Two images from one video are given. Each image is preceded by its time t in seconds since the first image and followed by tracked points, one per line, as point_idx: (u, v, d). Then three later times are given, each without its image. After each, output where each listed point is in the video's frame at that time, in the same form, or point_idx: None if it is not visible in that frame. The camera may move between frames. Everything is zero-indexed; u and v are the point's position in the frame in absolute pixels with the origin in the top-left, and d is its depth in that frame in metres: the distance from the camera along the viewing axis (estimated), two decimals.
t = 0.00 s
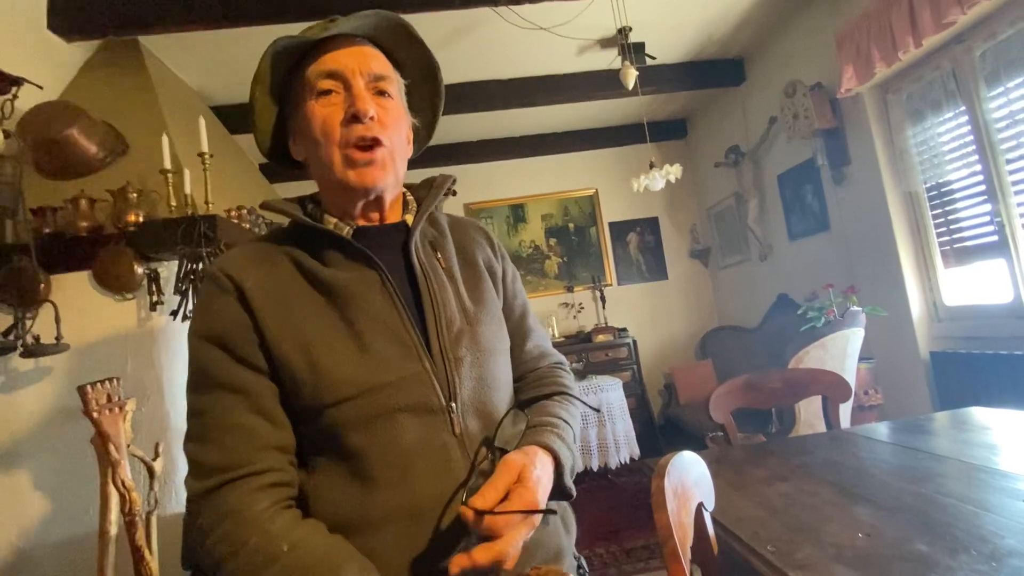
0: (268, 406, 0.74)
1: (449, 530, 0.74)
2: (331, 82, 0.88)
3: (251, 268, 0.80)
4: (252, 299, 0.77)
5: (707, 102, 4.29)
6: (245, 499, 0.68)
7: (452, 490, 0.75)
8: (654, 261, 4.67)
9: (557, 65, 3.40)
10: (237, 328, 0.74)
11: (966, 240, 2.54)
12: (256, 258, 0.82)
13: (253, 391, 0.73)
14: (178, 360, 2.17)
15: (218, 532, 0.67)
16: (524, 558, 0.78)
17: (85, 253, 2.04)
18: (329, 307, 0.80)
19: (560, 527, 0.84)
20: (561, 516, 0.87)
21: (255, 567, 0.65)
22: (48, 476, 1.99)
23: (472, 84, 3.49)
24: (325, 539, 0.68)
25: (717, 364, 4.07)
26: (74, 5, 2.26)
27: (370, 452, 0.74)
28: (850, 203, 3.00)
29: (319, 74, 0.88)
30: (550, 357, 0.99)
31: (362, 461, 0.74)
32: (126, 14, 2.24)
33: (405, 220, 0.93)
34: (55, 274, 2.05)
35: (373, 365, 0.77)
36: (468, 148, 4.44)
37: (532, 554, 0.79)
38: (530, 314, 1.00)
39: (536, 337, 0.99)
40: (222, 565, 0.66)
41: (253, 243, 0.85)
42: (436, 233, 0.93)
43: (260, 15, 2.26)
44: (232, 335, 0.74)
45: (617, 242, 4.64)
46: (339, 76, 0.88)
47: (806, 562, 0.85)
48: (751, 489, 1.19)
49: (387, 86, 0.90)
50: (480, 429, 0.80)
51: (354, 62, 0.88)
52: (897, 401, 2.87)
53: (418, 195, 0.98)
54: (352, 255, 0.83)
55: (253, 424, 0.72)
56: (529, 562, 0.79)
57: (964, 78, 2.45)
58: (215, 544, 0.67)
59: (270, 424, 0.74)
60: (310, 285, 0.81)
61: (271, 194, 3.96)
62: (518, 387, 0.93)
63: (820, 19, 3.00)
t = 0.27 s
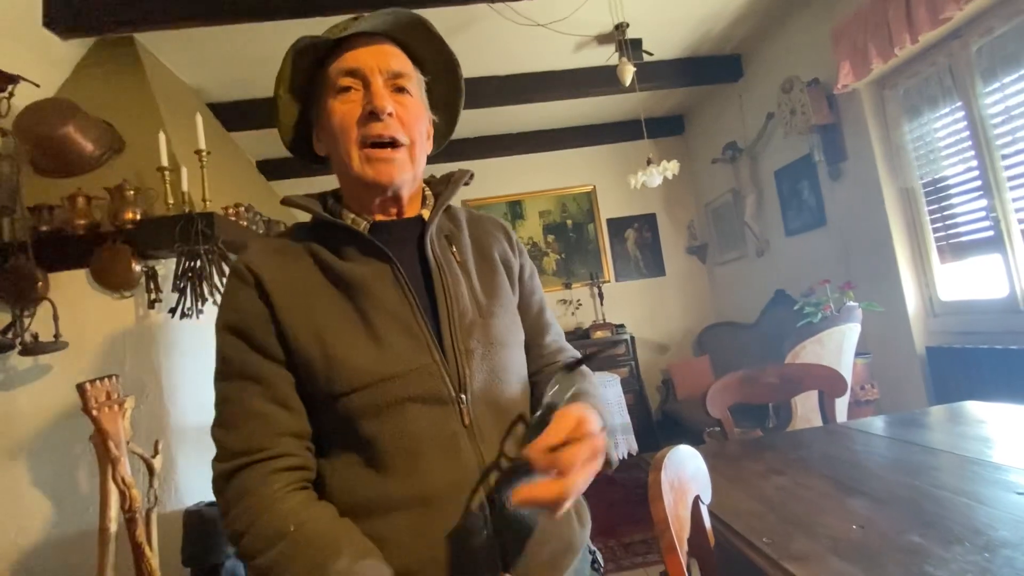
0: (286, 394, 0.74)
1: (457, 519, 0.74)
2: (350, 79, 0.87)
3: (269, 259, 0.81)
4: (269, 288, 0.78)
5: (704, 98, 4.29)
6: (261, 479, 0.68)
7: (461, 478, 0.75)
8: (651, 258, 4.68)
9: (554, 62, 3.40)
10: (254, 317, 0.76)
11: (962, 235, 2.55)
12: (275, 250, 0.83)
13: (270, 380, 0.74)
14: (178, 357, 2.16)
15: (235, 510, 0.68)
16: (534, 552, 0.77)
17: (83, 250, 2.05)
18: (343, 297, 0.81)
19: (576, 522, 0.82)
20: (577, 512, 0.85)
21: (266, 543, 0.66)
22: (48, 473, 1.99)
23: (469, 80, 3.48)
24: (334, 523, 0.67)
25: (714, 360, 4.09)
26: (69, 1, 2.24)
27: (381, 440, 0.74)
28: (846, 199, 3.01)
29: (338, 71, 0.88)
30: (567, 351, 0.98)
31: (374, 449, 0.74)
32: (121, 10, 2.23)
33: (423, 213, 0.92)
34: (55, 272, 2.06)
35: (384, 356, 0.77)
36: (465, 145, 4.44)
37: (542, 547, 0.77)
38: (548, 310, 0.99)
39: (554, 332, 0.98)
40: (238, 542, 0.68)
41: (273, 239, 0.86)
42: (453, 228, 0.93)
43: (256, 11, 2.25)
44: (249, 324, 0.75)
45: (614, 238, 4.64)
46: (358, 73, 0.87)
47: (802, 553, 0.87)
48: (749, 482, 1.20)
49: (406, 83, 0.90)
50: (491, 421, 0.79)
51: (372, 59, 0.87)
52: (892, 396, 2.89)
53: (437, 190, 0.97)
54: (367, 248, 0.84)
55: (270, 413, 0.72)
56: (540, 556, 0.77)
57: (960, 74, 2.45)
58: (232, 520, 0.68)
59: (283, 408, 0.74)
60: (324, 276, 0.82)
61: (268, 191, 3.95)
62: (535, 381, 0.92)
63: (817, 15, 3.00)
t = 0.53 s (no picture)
0: (308, 378, 0.80)
1: (467, 503, 0.77)
2: (380, 85, 0.87)
3: (295, 252, 0.86)
4: (294, 278, 0.82)
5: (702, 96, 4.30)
6: (285, 458, 0.76)
7: (472, 462, 0.78)
8: (649, 255, 4.70)
9: (553, 59, 3.41)
10: (280, 308, 0.81)
11: (957, 232, 2.59)
12: (301, 243, 0.88)
13: (295, 365, 0.79)
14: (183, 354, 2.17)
15: (262, 483, 0.75)
16: (542, 538, 0.79)
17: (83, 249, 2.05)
18: (362, 289, 0.84)
19: (581, 511, 0.84)
20: (584, 504, 0.86)
21: (286, 515, 0.73)
22: (52, 470, 2.01)
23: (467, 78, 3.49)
24: (347, 502, 0.73)
25: (712, 356, 4.11)
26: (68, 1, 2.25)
27: (397, 425, 0.78)
28: (843, 195, 3.04)
29: (369, 76, 0.88)
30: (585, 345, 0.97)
31: (391, 433, 0.79)
32: (121, 10, 2.24)
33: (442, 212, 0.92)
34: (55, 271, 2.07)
35: (401, 345, 0.80)
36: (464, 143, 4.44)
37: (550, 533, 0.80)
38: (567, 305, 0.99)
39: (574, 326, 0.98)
40: (264, 514, 0.75)
41: (298, 233, 0.91)
42: (469, 222, 0.93)
43: (255, 11, 2.26)
44: (276, 314, 0.81)
45: (613, 235, 4.66)
46: (388, 80, 0.87)
47: (796, 542, 0.89)
48: (744, 475, 1.23)
49: (434, 89, 0.90)
50: (502, 411, 0.81)
51: (403, 67, 0.88)
52: (888, 392, 2.91)
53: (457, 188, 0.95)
54: (384, 243, 0.87)
55: (293, 397, 0.78)
56: (545, 542, 0.79)
57: (955, 71, 2.47)
58: (259, 493, 0.76)
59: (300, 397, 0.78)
60: (344, 268, 0.86)
61: (268, 190, 3.96)
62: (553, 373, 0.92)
63: (813, 12, 3.02)
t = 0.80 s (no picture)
0: (333, 367, 0.83)
1: (482, 493, 0.78)
2: (438, 102, 0.83)
3: (320, 245, 0.88)
4: (319, 270, 0.85)
5: (704, 91, 4.29)
6: (312, 443, 0.79)
7: (486, 454, 0.79)
8: (651, 250, 4.70)
9: (554, 55, 3.40)
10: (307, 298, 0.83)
11: (959, 226, 2.58)
12: (324, 236, 0.90)
13: (321, 355, 0.82)
14: (192, 351, 2.20)
15: (289, 467, 0.79)
16: (552, 525, 0.80)
17: (88, 247, 2.06)
18: (382, 282, 0.86)
19: (591, 500, 0.86)
20: (596, 497, 0.87)
21: (311, 497, 0.76)
22: (61, 466, 2.04)
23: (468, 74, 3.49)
24: (371, 485, 0.76)
25: (714, 352, 4.12)
26: None
27: (416, 416, 0.80)
28: (845, 190, 3.03)
29: (427, 90, 0.83)
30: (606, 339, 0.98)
31: (410, 423, 0.81)
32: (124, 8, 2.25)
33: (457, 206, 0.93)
34: (61, 268, 2.08)
35: (418, 340, 0.82)
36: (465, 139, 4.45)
37: (561, 523, 0.81)
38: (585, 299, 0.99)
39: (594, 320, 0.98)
40: (292, 494, 0.79)
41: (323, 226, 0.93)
42: (488, 218, 0.93)
43: (257, 9, 2.27)
44: (302, 304, 0.83)
45: (615, 231, 4.67)
46: (448, 98, 0.83)
47: (795, 534, 0.90)
48: (745, 468, 1.24)
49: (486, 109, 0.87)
50: (517, 405, 0.82)
51: (464, 87, 0.84)
52: (889, 386, 2.92)
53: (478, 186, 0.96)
54: (405, 235, 0.87)
55: (322, 383, 0.82)
56: (557, 530, 0.81)
57: (958, 65, 2.47)
58: (286, 476, 0.80)
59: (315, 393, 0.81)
60: (365, 260, 0.87)
61: (271, 187, 3.98)
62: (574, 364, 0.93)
63: (816, 7, 3.01)
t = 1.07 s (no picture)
0: (345, 364, 0.84)
1: (489, 492, 0.80)
2: (462, 102, 0.82)
3: (333, 239, 0.88)
4: (333, 268, 0.85)
5: (704, 89, 4.29)
6: (323, 435, 0.81)
7: (494, 454, 0.80)
8: (651, 248, 4.71)
9: (553, 53, 3.40)
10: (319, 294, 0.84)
11: (958, 223, 2.59)
12: (336, 230, 0.90)
13: (332, 351, 0.83)
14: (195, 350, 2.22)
15: (300, 458, 0.81)
16: (559, 523, 0.82)
17: (90, 247, 2.08)
18: (394, 281, 0.86)
19: (596, 500, 0.87)
20: (601, 495, 0.89)
21: (321, 489, 0.78)
22: (65, 464, 2.05)
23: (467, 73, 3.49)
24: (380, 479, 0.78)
25: (713, 349, 4.13)
26: None
27: (427, 414, 0.81)
28: (845, 188, 3.04)
29: (451, 89, 0.82)
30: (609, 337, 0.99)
31: (421, 421, 0.82)
32: (125, 8, 2.25)
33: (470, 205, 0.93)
34: (64, 269, 2.08)
35: (430, 340, 0.83)
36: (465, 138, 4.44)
37: (565, 520, 0.82)
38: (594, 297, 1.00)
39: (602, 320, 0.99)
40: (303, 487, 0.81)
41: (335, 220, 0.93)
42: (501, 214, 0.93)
43: (257, 8, 2.27)
44: (315, 299, 0.84)
45: (615, 229, 4.67)
46: (472, 98, 0.82)
47: (793, 529, 0.91)
48: (745, 465, 1.25)
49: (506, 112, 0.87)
50: (526, 406, 0.83)
51: (488, 88, 0.83)
52: (888, 383, 2.94)
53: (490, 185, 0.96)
54: (417, 234, 0.87)
55: (330, 379, 0.83)
56: (563, 528, 0.82)
57: (956, 63, 2.47)
58: (298, 467, 0.82)
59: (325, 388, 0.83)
60: (378, 258, 0.87)
61: (271, 186, 3.98)
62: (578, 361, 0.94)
63: (815, 4, 3.01)
